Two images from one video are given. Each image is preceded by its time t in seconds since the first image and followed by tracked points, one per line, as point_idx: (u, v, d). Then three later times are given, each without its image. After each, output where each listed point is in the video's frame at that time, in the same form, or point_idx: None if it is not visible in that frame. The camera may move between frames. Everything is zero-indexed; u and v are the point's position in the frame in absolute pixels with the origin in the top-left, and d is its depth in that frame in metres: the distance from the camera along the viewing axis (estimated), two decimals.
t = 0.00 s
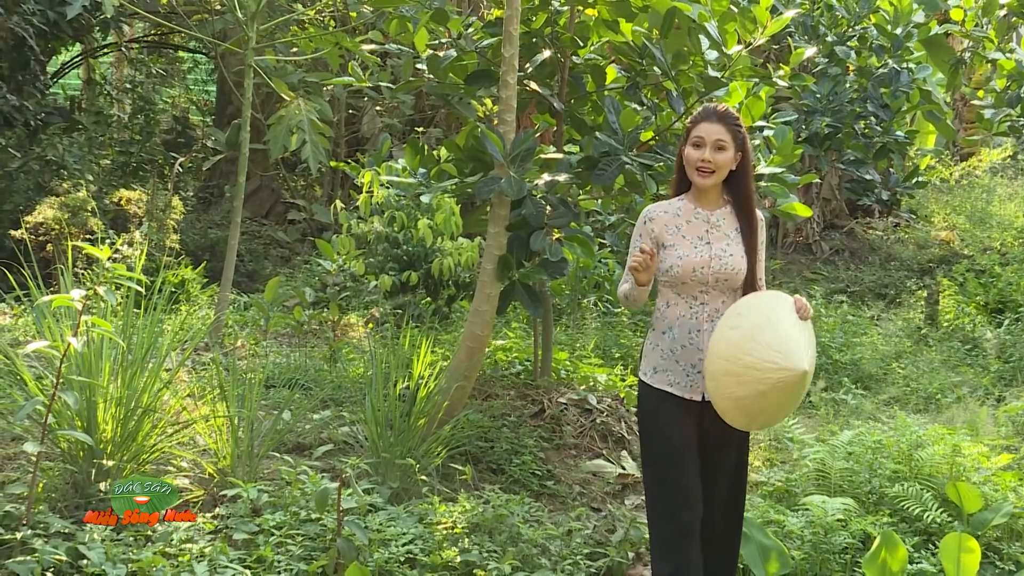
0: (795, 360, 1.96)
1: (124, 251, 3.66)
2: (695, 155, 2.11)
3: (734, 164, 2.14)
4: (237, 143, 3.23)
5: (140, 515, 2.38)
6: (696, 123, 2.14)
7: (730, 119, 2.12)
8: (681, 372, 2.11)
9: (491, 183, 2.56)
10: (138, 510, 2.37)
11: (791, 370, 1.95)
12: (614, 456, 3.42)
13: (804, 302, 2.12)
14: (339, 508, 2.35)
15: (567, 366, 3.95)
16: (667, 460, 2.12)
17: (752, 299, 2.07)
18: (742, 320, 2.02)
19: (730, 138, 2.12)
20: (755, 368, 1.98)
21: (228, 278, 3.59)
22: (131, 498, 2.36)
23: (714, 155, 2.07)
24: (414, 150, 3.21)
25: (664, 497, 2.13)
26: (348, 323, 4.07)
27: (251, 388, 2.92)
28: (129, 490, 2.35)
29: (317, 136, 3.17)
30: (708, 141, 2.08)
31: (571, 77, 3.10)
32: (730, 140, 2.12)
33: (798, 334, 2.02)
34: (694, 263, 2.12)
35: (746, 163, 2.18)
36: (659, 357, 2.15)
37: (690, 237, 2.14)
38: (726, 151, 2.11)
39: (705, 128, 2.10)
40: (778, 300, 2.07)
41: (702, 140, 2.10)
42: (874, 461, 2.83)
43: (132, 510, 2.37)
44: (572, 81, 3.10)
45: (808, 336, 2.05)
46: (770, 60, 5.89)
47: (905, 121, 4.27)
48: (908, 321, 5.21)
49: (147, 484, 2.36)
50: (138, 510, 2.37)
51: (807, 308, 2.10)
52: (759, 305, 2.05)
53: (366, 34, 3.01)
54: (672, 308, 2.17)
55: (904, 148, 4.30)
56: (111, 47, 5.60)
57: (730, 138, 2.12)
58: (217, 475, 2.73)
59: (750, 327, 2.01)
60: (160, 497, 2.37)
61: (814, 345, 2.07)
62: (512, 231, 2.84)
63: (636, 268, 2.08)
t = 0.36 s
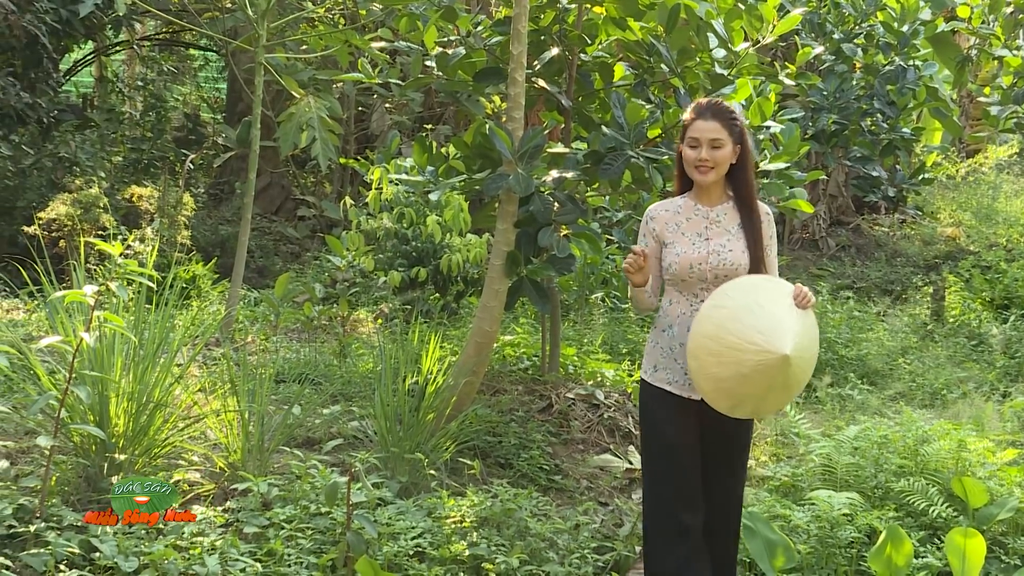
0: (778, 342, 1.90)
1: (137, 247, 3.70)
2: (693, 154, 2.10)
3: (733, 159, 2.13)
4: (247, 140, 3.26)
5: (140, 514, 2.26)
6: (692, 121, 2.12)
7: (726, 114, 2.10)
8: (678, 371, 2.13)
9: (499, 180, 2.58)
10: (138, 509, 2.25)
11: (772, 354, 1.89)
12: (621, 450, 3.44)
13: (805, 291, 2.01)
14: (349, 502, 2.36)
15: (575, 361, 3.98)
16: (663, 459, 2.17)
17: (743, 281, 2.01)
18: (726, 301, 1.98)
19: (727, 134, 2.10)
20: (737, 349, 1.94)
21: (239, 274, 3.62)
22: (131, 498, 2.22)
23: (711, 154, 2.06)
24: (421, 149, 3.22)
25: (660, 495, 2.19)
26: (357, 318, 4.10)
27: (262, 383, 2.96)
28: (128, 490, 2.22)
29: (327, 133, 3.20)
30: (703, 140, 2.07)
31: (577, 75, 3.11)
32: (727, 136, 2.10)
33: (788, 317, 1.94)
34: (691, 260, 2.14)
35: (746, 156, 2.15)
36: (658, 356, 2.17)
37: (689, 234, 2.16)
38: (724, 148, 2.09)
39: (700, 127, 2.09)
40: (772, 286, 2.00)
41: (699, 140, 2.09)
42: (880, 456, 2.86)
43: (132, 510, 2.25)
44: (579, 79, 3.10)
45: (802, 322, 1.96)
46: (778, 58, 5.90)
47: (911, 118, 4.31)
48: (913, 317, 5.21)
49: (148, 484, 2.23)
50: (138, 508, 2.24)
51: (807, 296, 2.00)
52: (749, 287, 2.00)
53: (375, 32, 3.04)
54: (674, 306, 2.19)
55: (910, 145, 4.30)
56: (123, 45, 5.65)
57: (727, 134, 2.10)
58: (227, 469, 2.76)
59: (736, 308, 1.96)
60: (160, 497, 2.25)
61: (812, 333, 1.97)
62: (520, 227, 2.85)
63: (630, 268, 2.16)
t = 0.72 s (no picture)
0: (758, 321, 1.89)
1: (150, 244, 3.75)
2: (680, 171, 2.07)
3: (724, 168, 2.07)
4: (259, 139, 3.29)
5: (140, 515, 2.29)
6: (678, 133, 2.07)
7: (710, 126, 2.03)
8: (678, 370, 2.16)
9: (508, 178, 2.61)
10: (138, 510, 2.28)
11: (750, 330, 1.88)
12: (629, 446, 3.48)
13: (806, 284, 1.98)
14: (359, 497, 2.39)
15: (582, 357, 4.01)
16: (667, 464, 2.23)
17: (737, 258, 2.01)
18: (717, 272, 1.97)
19: (713, 146, 2.04)
20: (716, 319, 1.92)
21: (250, 271, 3.66)
22: (131, 498, 2.26)
23: (694, 173, 2.03)
24: (431, 146, 3.27)
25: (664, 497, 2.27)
26: (367, 315, 4.14)
27: (273, 378, 3.00)
28: (128, 490, 2.25)
29: (338, 132, 3.23)
30: (686, 160, 2.03)
31: (586, 74, 3.16)
32: (713, 148, 2.03)
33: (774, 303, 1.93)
34: (688, 261, 2.17)
35: (740, 159, 2.08)
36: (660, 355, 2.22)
37: (687, 236, 2.18)
38: (712, 162, 2.04)
39: (683, 144, 2.04)
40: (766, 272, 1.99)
41: (683, 157, 2.05)
42: (886, 452, 2.93)
43: (132, 510, 2.28)
44: (587, 78, 3.17)
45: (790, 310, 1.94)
46: (785, 56, 5.92)
47: (916, 117, 4.29)
48: (918, 314, 5.23)
49: (147, 484, 2.26)
50: (138, 509, 2.28)
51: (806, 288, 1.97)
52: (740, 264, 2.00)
53: (386, 31, 3.07)
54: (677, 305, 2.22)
55: (916, 144, 4.24)
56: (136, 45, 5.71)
57: (713, 146, 2.04)
58: (239, 464, 2.80)
59: (724, 280, 1.96)
60: (160, 497, 2.28)
61: (799, 325, 1.94)
62: (528, 225, 2.89)
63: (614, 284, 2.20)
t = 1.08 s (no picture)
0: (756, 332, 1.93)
1: (163, 236, 3.80)
2: (679, 169, 2.04)
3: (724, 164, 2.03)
4: (269, 131, 3.32)
5: (140, 514, 2.22)
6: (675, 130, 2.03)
7: (707, 123, 1.98)
8: (691, 366, 2.17)
9: (515, 171, 2.64)
10: (138, 510, 2.21)
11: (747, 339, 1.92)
12: (635, 435, 3.51)
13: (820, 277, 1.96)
14: (368, 485, 2.44)
15: (589, 348, 4.05)
16: (676, 450, 2.25)
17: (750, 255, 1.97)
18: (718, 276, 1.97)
19: (710, 143, 2.00)
20: (718, 326, 1.96)
21: (261, 262, 3.71)
22: (131, 498, 2.19)
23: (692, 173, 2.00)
24: (440, 138, 3.32)
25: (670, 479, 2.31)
26: (377, 305, 4.18)
27: (283, 368, 3.05)
28: (128, 490, 2.18)
29: (347, 124, 3.26)
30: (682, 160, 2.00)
31: (592, 66, 3.15)
32: (710, 146, 1.99)
33: (778, 308, 1.95)
34: (694, 257, 2.15)
35: (740, 154, 2.04)
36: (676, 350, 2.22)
37: (693, 232, 2.15)
38: (709, 159, 2.01)
39: (680, 143, 2.01)
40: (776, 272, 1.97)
41: (681, 155, 2.02)
42: (889, 441, 3.01)
43: (132, 510, 2.21)
44: (595, 71, 3.15)
45: (795, 309, 1.96)
46: (791, 49, 5.94)
47: (921, 109, 4.30)
48: (922, 305, 5.24)
49: (147, 484, 2.19)
50: (137, 510, 2.21)
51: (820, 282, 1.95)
52: (751, 264, 1.97)
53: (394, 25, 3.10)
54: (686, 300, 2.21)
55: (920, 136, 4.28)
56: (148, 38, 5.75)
57: (710, 143, 2.00)
58: (250, 452, 2.85)
59: (731, 282, 1.96)
60: (160, 497, 2.21)
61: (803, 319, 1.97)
62: (536, 217, 2.93)
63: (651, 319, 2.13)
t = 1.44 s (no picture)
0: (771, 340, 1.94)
1: (174, 225, 3.83)
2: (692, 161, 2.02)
3: (738, 155, 1.99)
4: (279, 122, 3.34)
5: (140, 515, 2.17)
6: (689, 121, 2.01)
7: (719, 113, 1.96)
8: (703, 361, 2.15)
9: (523, 161, 2.67)
10: (138, 510, 2.15)
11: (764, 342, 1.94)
12: (641, 423, 3.54)
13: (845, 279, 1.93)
14: (377, 472, 2.47)
15: (596, 337, 4.07)
16: (690, 444, 2.24)
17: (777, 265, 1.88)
18: (742, 282, 1.89)
19: (723, 133, 1.97)
20: (736, 324, 1.95)
21: (271, 252, 3.74)
22: (131, 499, 2.13)
23: (702, 163, 1.97)
24: (448, 130, 3.32)
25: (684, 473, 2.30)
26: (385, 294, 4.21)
27: (293, 357, 3.08)
28: (128, 490, 2.13)
29: (356, 115, 3.28)
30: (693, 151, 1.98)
31: (600, 57, 3.17)
32: (722, 137, 1.97)
33: (796, 312, 1.94)
34: (707, 249, 2.08)
35: (755, 145, 1.99)
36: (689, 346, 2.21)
37: (707, 222, 2.09)
38: (721, 148, 1.98)
39: (692, 133, 1.99)
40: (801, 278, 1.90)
41: (693, 146, 2.00)
42: (894, 430, 3.06)
43: (131, 511, 2.16)
44: (601, 61, 3.17)
45: (814, 311, 1.95)
46: (799, 40, 5.95)
47: (927, 99, 4.31)
48: (927, 294, 5.25)
49: (147, 484, 2.14)
50: (137, 510, 2.15)
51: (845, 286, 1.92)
52: (776, 274, 1.88)
53: (403, 16, 3.11)
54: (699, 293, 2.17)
55: (925, 126, 4.31)
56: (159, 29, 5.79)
57: (723, 134, 1.97)
58: (261, 440, 2.88)
59: (752, 291, 1.90)
60: (160, 498, 2.14)
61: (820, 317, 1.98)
62: (543, 206, 2.95)
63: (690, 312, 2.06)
